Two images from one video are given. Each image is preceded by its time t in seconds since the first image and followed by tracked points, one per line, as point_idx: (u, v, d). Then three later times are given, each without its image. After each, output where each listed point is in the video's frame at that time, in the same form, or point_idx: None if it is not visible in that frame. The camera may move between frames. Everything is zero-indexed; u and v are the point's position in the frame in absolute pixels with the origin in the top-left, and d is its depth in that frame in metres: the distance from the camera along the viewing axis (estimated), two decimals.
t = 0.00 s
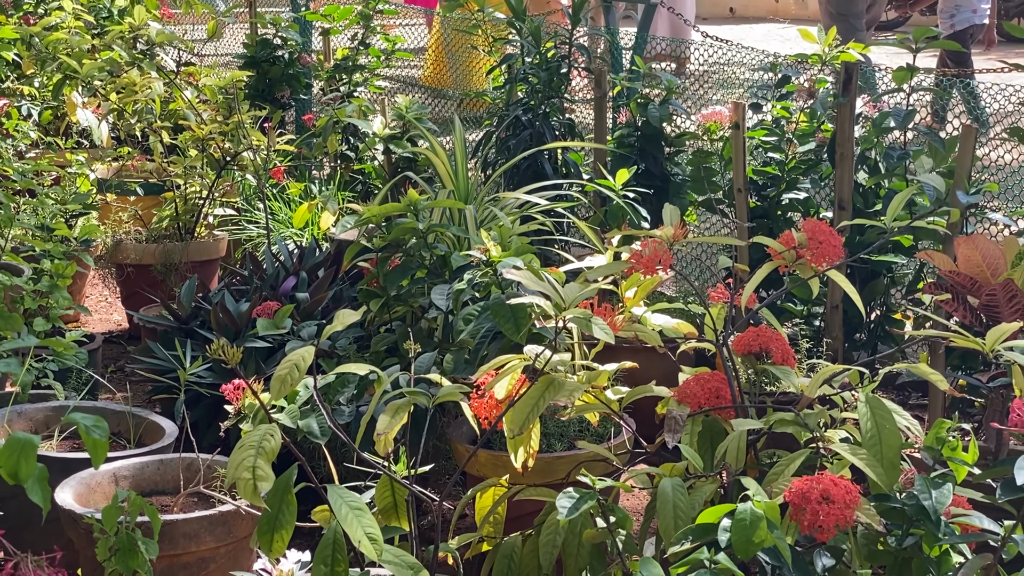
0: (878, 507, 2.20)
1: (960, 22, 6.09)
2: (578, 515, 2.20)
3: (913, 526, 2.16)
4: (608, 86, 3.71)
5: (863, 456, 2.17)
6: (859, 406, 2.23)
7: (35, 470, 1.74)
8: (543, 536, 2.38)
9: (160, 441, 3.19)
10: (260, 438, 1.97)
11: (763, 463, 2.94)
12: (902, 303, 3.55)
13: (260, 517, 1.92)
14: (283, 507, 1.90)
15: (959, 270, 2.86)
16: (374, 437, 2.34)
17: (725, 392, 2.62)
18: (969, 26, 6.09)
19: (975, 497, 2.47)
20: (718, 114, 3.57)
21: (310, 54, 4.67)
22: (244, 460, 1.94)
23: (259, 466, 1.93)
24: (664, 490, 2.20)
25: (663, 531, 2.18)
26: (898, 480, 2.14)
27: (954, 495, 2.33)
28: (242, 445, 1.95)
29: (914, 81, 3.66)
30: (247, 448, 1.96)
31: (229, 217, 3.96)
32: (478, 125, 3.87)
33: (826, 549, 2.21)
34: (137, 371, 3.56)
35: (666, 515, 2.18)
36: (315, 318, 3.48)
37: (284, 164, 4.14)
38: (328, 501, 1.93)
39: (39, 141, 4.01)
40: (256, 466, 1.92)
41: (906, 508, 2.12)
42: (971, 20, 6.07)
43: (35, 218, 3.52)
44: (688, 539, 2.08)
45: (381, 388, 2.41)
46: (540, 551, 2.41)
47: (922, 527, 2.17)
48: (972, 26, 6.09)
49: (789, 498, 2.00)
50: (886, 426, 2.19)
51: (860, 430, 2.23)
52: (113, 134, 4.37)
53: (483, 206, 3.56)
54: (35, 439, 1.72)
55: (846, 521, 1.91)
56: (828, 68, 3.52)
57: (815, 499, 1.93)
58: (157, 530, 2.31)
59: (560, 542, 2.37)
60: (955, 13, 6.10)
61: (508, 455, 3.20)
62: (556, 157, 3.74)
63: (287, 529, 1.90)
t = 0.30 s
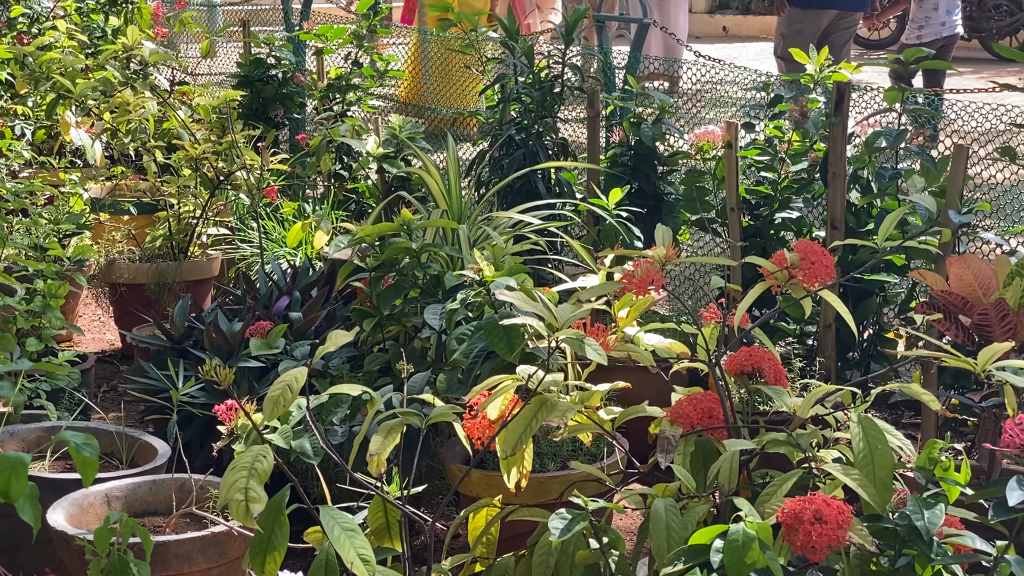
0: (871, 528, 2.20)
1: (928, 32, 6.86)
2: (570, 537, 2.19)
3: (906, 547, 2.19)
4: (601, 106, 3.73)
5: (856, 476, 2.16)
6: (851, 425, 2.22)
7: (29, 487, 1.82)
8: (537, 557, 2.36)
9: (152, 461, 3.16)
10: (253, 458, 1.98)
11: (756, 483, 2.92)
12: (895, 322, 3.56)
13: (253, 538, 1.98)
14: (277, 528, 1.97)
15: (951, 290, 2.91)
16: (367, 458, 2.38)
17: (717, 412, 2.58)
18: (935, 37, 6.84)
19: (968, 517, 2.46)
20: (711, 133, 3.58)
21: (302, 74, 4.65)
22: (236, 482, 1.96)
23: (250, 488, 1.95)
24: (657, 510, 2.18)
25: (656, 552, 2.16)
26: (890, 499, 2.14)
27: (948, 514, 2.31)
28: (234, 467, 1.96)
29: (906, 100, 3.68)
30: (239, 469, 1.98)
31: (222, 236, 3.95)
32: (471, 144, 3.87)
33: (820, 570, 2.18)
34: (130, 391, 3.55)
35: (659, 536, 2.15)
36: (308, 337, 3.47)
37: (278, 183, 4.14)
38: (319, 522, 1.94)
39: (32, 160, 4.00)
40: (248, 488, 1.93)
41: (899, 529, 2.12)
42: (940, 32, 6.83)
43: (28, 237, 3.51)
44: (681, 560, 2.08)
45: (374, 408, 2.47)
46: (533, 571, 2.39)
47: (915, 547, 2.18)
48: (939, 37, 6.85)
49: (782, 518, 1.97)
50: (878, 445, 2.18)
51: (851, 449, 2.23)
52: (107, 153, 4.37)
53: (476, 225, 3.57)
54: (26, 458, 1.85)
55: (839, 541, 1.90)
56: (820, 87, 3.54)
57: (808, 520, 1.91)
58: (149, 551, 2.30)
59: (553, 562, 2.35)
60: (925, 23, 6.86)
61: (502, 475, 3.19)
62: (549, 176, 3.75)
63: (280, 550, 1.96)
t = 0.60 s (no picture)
0: (866, 548, 2.20)
1: (888, 53, 6.94)
2: (565, 557, 2.19)
3: (902, 567, 2.17)
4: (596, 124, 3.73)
5: (850, 496, 2.17)
6: (845, 447, 2.25)
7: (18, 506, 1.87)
8: None
9: (146, 481, 3.13)
10: (247, 479, 2.02)
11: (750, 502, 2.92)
12: (889, 341, 3.55)
13: (247, 558, 2.00)
14: (270, 549, 1.98)
15: (945, 309, 2.93)
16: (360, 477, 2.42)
17: (712, 431, 2.58)
18: (894, 57, 6.92)
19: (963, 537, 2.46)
20: (705, 152, 3.58)
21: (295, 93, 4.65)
22: (230, 503, 2.00)
23: (244, 509, 1.98)
24: (652, 530, 2.19)
25: (651, 571, 2.16)
26: (885, 519, 2.15)
27: (942, 534, 2.32)
28: (228, 488, 2.01)
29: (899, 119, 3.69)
30: (233, 490, 2.02)
31: (217, 254, 3.94)
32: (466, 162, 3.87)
33: None
34: (124, 411, 3.53)
35: (653, 555, 2.16)
36: (302, 357, 3.47)
37: (272, 202, 4.13)
38: (314, 543, 1.99)
39: (26, 179, 3.98)
40: (241, 508, 1.97)
41: (893, 548, 2.12)
42: (900, 52, 6.89)
43: (21, 257, 3.50)
44: None
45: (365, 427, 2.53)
46: None
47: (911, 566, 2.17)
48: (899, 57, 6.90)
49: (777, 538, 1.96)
50: (873, 467, 2.21)
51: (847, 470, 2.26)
52: (101, 171, 4.36)
53: (470, 244, 3.56)
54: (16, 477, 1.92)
55: (834, 562, 1.88)
56: (814, 106, 3.55)
57: (802, 540, 1.90)
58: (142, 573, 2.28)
59: None
60: (885, 44, 6.92)
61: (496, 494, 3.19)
62: (543, 195, 3.75)
63: (273, 570, 1.97)
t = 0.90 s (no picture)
0: (860, 569, 2.21)
1: (850, 64, 7.03)
2: None
3: None
4: (590, 143, 3.75)
5: (844, 516, 2.17)
6: (839, 465, 2.25)
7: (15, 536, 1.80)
8: None
9: (139, 502, 3.12)
10: (241, 501, 2.02)
11: (745, 523, 2.91)
12: (883, 360, 3.56)
13: None
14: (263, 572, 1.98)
15: (939, 328, 2.94)
16: (356, 498, 2.43)
17: (706, 451, 2.59)
18: (857, 68, 7.00)
19: (958, 558, 2.45)
20: (699, 170, 3.58)
21: (291, 111, 4.64)
22: (224, 525, 2.00)
23: (238, 531, 1.98)
24: (646, 551, 2.19)
25: None
26: (879, 539, 2.15)
27: (938, 555, 2.32)
28: (222, 510, 2.01)
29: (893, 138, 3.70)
30: (227, 513, 2.02)
31: (211, 273, 3.93)
32: (460, 182, 3.87)
33: None
34: (118, 431, 3.52)
35: None
36: (297, 376, 3.46)
37: (266, 221, 4.13)
38: (308, 566, 1.99)
39: (21, 199, 3.97)
40: (235, 531, 1.97)
41: (888, 569, 2.13)
42: (860, 62, 6.98)
43: (15, 277, 3.49)
44: None
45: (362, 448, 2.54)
46: None
47: None
48: (860, 67, 7.00)
49: (771, 559, 1.96)
50: (867, 486, 2.21)
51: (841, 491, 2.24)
52: (95, 191, 4.35)
53: (465, 263, 3.57)
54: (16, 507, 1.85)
55: None
56: (807, 125, 3.56)
57: (797, 561, 1.90)
58: None
59: None
60: (845, 56, 7.04)
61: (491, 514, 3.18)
62: (538, 214, 3.75)
63: None
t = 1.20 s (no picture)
0: None
1: (827, 82, 7.38)
2: None
3: None
4: (584, 162, 3.74)
5: (838, 537, 2.16)
6: (833, 486, 2.24)
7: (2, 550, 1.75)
8: None
9: (132, 522, 3.08)
10: (233, 523, 2.02)
11: (739, 543, 2.89)
12: (877, 379, 3.55)
13: None
14: None
15: (932, 348, 2.95)
16: (348, 519, 2.43)
17: (700, 472, 2.57)
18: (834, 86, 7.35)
19: None
20: (693, 189, 3.58)
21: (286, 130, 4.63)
22: (216, 547, 2.00)
23: (230, 552, 1.98)
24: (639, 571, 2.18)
25: None
26: (873, 561, 2.14)
27: None
28: (214, 532, 2.01)
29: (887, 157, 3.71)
30: (219, 535, 2.02)
31: (205, 292, 3.93)
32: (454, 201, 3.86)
33: None
34: (110, 451, 3.51)
35: None
36: (290, 396, 3.46)
37: (260, 240, 4.12)
38: None
39: (14, 218, 3.96)
40: (227, 552, 1.97)
41: None
42: (836, 81, 7.35)
43: (8, 297, 3.48)
44: None
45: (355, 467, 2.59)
46: None
47: None
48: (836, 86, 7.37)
49: None
50: (860, 507, 2.20)
51: (835, 512, 2.24)
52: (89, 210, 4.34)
53: (459, 283, 3.56)
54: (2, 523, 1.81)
55: None
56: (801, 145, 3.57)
57: None
58: None
59: None
60: (823, 75, 7.36)
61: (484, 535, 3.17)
62: (532, 233, 3.75)
63: None
